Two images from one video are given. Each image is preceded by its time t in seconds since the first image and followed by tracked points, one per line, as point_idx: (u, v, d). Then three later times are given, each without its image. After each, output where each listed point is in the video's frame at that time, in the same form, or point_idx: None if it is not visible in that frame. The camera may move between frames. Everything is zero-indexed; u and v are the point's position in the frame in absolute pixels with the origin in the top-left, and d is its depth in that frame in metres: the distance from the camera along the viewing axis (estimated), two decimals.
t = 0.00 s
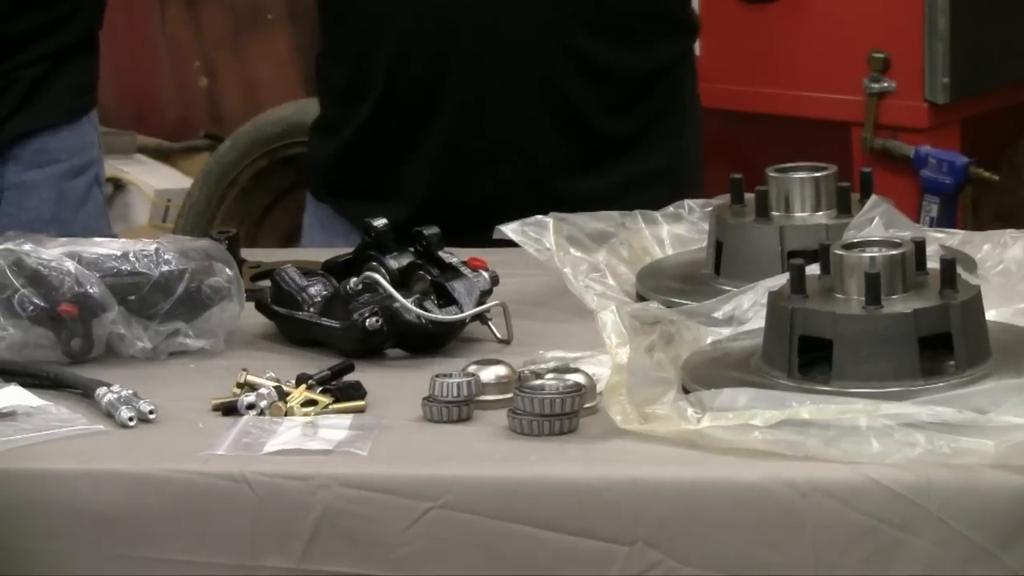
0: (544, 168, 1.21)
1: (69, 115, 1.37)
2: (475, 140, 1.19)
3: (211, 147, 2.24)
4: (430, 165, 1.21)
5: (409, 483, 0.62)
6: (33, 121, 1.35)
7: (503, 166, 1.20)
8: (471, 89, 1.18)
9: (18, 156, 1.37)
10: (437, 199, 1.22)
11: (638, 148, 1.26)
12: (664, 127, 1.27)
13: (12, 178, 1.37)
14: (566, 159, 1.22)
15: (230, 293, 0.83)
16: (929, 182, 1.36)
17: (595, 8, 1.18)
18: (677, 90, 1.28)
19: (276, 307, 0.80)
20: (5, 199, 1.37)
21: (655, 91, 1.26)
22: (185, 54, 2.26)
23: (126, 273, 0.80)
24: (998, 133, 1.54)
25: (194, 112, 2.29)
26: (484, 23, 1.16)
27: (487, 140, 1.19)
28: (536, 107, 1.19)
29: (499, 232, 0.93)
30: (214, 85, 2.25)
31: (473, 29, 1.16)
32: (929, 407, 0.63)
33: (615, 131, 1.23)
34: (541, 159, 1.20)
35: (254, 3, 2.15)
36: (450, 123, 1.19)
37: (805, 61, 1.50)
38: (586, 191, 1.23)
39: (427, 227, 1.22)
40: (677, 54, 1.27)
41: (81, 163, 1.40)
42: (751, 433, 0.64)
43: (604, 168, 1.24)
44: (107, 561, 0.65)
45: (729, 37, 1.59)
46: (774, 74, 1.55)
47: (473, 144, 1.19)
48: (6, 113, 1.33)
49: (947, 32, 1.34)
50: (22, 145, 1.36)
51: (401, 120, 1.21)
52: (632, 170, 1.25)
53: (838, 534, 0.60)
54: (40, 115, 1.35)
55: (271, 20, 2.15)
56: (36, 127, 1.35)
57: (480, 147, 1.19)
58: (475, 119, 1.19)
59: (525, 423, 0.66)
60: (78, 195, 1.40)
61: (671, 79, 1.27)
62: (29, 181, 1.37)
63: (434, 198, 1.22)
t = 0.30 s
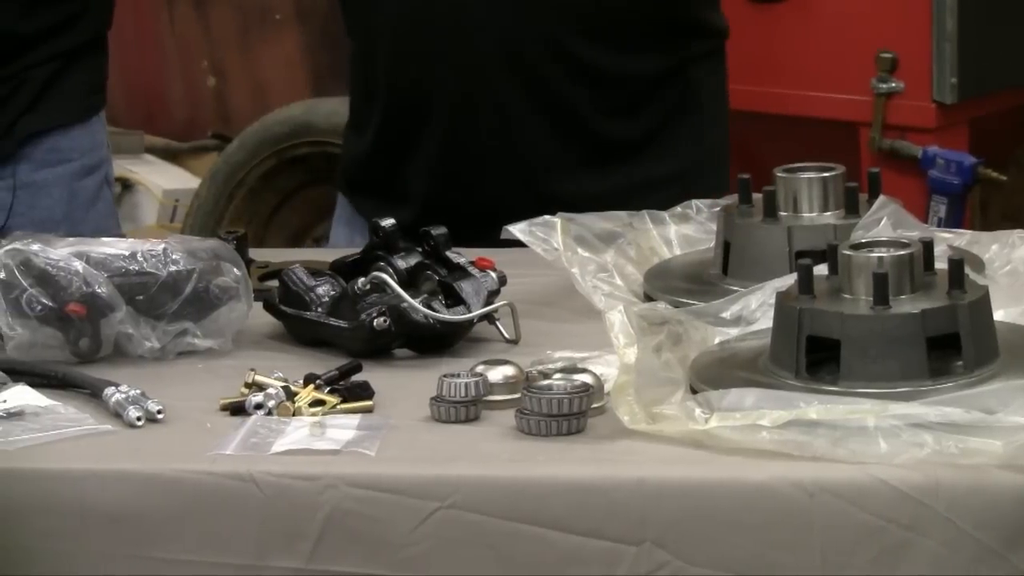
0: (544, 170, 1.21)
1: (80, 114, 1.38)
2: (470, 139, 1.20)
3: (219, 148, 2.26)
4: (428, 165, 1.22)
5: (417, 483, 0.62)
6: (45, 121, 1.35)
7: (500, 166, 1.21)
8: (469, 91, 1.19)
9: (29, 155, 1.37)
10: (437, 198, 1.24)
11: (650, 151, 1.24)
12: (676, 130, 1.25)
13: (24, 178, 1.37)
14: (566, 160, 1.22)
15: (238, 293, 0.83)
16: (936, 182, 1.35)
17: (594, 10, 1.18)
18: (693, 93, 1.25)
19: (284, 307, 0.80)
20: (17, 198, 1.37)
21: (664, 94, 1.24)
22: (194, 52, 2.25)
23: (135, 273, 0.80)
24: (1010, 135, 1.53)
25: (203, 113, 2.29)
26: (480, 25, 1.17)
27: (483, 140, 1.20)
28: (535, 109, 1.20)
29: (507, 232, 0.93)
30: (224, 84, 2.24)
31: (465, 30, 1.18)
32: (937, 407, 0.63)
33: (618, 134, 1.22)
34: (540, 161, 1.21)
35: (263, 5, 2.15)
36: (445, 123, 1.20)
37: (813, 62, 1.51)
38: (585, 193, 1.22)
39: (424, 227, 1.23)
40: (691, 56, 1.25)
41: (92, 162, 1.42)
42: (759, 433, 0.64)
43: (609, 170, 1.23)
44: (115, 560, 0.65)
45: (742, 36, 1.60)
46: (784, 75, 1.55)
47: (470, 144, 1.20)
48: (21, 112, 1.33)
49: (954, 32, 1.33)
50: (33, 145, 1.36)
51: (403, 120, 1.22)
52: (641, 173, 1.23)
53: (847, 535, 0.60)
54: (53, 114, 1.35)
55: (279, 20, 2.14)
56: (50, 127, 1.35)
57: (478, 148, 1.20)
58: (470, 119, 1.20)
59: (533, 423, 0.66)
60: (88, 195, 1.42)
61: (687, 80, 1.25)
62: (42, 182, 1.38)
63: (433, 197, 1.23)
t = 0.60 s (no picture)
0: (548, 164, 1.21)
1: (95, 112, 1.38)
2: (478, 131, 1.20)
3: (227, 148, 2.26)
4: (434, 157, 1.22)
5: (425, 483, 0.62)
6: (60, 118, 1.35)
7: (506, 159, 1.21)
8: (473, 83, 1.19)
9: (45, 152, 1.36)
10: (442, 192, 1.23)
11: (658, 148, 1.24)
12: (684, 128, 1.24)
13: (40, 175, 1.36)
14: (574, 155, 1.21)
15: (247, 293, 0.83)
16: (945, 182, 1.35)
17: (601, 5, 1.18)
18: (704, 92, 1.24)
19: (293, 307, 0.80)
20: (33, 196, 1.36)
21: (674, 90, 1.24)
22: (202, 53, 2.26)
23: (143, 273, 0.80)
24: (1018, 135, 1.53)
25: (212, 113, 2.29)
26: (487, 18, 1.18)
27: (491, 132, 1.20)
28: (541, 103, 1.20)
29: (515, 233, 0.93)
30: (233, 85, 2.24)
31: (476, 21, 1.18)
32: (946, 407, 0.63)
33: (626, 129, 1.22)
34: (547, 154, 1.21)
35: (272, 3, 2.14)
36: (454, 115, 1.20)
37: (821, 62, 1.50)
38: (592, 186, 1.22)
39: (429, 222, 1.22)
40: (699, 53, 1.24)
41: (104, 161, 1.41)
42: (768, 434, 0.64)
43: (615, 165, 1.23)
44: (124, 560, 0.65)
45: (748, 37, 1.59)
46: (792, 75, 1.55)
47: (477, 136, 1.21)
48: (38, 108, 1.33)
49: (963, 32, 1.34)
50: (48, 143, 1.36)
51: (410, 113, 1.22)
52: (645, 170, 1.23)
53: (856, 534, 0.60)
54: (69, 111, 1.35)
55: (287, 19, 2.13)
56: (67, 124, 1.35)
57: (482, 142, 1.21)
58: (478, 111, 1.20)
59: (541, 423, 0.66)
60: (102, 192, 1.42)
61: (694, 75, 1.24)
62: (57, 179, 1.37)
63: (438, 191, 1.23)
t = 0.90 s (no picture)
0: (567, 163, 1.21)
1: (117, 104, 1.35)
2: (497, 132, 1.19)
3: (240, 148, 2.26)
4: (451, 157, 1.21)
5: (437, 483, 0.62)
6: (85, 111, 1.31)
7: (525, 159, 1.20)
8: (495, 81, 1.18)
9: (68, 146, 1.32)
10: (458, 192, 1.22)
11: (670, 146, 1.25)
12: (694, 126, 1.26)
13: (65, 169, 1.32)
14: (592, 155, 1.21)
15: (259, 293, 0.83)
16: (957, 183, 1.35)
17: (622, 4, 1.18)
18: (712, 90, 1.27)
19: (304, 307, 0.81)
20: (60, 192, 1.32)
21: (686, 89, 1.25)
22: (213, 55, 2.25)
23: (155, 273, 0.80)
24: None
25: (223, 114, 2.29)
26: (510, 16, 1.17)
27: (510, 133, 1.19)
28: (563, 103, 1.19)
29: (527, 233, 0.93)
30: (245, 87, 2.23)
31: (497, 21, 1.17)
32: (958, 408, 0.63)
33: (643, 129, 1.22)
34: (566, 153, 1.20)
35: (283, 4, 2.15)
36: (473, 115, 1.19)
37: (835, 62, 1.50)
38: (611, 186, 1.22)
39: (447, 222, 1.21)
40: (709, 52, 1.26)
41: (124, 155, 1.39)
42: (780, 434, 0.63)
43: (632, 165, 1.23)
44: (135, 560, 0.65)
45: (762, 37, 1.59)
46: (804, 75, 1.54)
47: (497, 137, 1.19)
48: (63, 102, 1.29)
49: (975, 32, 1.33)
50: (72, 136, 1.32)
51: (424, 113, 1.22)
52: (661, 168, 1.24)
53: (867, 534, 0.60)
54: (93, 104, 1.32)
55: (299, 20, 2.15)
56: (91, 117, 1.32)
57: (503, 141, 1.19)
58: (498, 111, 1.19)
59: (553, 423, 0.66)
60: (123, 186, 1.40)
61: (701, 74, 1.26)
62: (85, 172, 1.34)
63: (455, 191, 1.22)
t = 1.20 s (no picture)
0: (585, 162, 1.21)
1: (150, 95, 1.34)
2: (518, 129, 1.20)
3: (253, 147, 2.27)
4: (472, 155, 1.22)
5: (451, 483, 0.62)
6: (122, 101, 1.31)
7: (545, 156, 1.21)
8: (514, 80, 1.19)
9: (107, 137, 1.32)
10: (478, 190, 1.23)
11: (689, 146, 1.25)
12: (714, 126, 1.26)
13: (105, 159, 1.32)
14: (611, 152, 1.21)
15: (273, 293, 0.83)
16: (971, 183, 1.35)
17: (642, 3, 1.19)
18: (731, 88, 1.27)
19: (318, 307, 0.81)
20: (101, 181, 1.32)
21: (705, 87, 1.25)
22: (226, 54, 2.25)
23: (169, 272, 0.80)
24: None
25: (237, 113, 2.29)
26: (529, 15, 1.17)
27: (530, 130, 1.20)
28: (582, 101, 1.20)
29: (541, 233, 0.93)
30: (258, 86, 2.23)
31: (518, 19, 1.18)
32: (971, 408, 0.63)
33: (662, 127, 1.23)
34: (586, 151, 1.21)
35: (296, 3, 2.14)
36: (494, 112, 1.20)
37: (850, 62, 1.49)
38: (630, 184, 1.22)
39: (468, 220, 1.22)
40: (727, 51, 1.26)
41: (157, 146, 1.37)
42: (794, 434, 0.63)
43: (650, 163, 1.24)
44: (148, 559, 0.65)
45: (774, 38, 1.58)
46: (818, 76, 1.54)
47: (518, 134, 1.20)
48: (100, 92, 1.29)
49: (989, 32, 1.33)
50: (110, 127, 1.32)
51: (444, 111, 1.22)
52: (679, 166, 1.24)
53: (881, 535, 0.60)
54: (128, 95, 1.31)
55: (312, 20, 2.13)
56: (127, 107, 1.31)
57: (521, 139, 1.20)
58: (518, 108, 1.20)
59: (566, 423, 0.66)
60: (157, 176, 1.38)
61: (717, 71, 1.26)
62: (123, 162, 1.33)
63: (475, 189, 1.23)
